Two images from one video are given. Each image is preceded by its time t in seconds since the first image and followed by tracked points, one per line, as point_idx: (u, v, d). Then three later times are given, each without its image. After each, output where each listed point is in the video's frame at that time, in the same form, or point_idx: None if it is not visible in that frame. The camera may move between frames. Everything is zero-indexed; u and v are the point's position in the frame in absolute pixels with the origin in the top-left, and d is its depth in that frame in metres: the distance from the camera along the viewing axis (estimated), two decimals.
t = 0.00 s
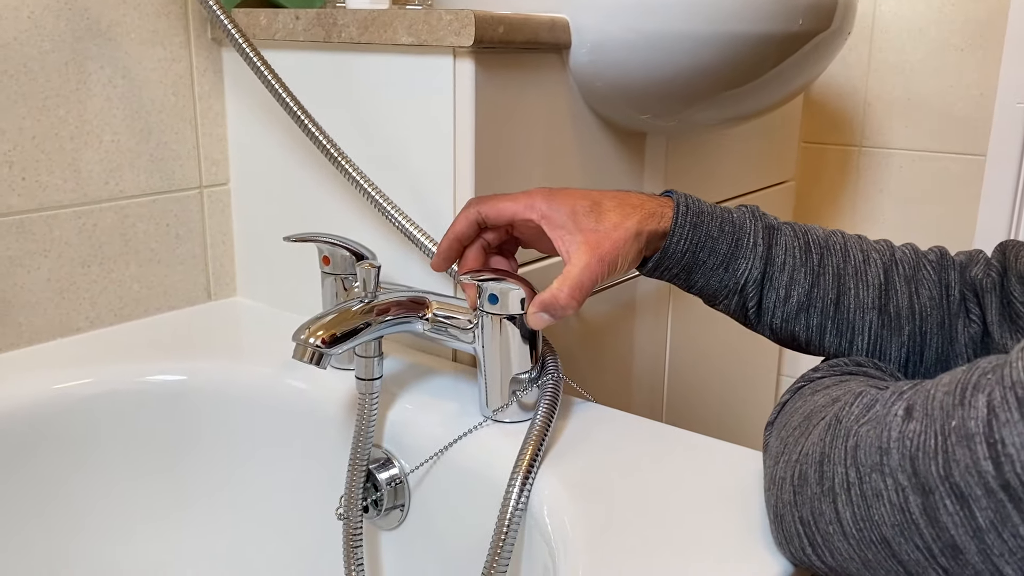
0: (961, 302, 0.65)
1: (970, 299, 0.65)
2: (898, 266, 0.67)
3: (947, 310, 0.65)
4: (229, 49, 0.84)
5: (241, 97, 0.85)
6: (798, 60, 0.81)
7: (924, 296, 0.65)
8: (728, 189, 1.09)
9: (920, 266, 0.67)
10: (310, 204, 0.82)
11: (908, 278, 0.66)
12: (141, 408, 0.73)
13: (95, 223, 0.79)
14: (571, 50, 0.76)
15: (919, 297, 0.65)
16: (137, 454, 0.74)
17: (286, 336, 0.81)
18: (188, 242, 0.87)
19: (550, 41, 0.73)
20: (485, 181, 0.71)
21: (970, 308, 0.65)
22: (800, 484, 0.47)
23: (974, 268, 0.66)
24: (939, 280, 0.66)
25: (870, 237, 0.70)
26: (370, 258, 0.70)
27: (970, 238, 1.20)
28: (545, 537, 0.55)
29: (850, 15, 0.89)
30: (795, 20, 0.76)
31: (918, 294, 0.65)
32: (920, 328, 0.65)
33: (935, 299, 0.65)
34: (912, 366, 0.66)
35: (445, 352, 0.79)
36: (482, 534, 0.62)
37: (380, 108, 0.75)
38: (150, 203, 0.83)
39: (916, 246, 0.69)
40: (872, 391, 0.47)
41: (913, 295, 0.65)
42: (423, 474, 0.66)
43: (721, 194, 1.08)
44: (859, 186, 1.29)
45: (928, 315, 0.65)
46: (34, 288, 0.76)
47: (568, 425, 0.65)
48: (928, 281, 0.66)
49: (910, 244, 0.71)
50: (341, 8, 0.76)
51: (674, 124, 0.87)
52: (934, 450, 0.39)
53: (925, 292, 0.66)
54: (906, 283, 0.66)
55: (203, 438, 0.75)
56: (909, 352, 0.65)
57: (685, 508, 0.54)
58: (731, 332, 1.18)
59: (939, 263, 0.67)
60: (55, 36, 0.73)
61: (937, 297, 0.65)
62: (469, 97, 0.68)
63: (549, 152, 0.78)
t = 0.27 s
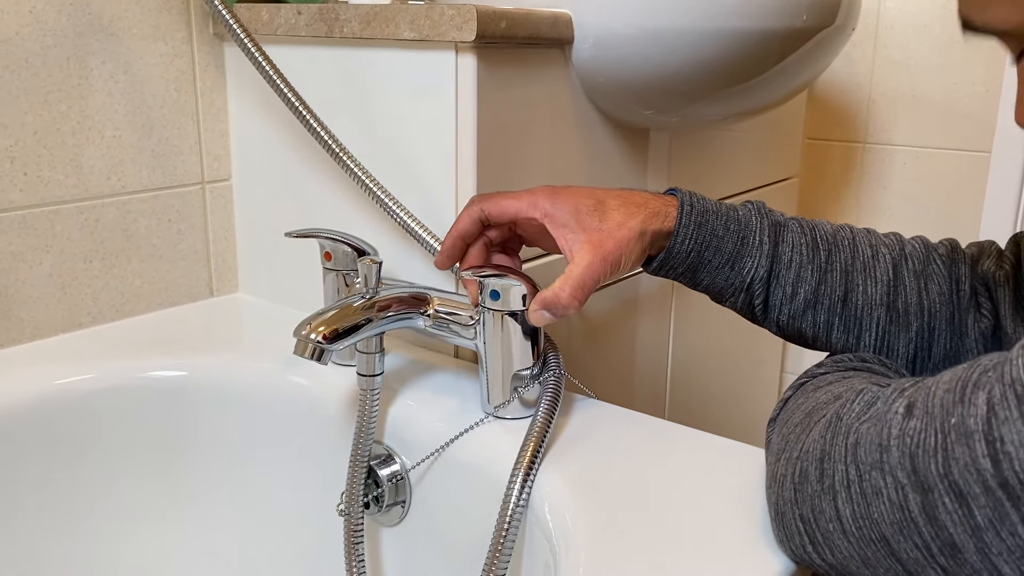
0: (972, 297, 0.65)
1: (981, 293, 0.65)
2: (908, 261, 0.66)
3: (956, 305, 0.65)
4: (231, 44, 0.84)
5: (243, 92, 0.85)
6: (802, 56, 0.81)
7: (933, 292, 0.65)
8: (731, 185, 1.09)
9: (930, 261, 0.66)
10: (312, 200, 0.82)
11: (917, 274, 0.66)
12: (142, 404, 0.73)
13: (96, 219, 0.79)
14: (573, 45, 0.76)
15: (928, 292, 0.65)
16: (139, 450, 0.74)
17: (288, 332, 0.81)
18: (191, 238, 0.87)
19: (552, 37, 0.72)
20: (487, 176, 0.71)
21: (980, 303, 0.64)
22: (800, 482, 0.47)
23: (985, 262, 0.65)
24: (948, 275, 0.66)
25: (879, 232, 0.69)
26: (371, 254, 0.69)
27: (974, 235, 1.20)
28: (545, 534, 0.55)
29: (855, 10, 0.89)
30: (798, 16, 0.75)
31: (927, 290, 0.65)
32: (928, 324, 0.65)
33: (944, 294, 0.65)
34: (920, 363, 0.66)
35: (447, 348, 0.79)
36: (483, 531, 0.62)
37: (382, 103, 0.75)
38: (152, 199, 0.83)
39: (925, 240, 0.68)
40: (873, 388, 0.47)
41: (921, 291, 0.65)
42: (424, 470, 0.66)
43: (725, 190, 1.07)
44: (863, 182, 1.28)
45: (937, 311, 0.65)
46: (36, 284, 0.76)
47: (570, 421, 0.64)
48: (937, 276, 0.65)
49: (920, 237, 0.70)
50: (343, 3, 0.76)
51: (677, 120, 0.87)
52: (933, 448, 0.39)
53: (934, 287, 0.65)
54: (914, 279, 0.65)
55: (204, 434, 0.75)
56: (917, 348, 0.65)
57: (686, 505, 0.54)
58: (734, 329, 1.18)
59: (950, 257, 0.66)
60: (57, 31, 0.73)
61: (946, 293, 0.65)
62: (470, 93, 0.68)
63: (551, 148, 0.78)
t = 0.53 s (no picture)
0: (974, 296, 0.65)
1: (984, 293, 0.64)
2: (910, 260, 0.66)
3: (959, 304, 0.64)
4: (234, 41, 0.84)
5: (245, 90, 0.85)
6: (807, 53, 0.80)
7: (935, 291, 0.65)
8: (735, 183, 1.08)
9: (932, 261, 0.66)
10: (314, 198, 0.82)
11: (920, 273, 0.66)
12: (145, 401, 0.73)
13: (100, 216, 0.79)
14: (577, 43, 0.76)
15: (931, 291, 0.65)
16: (143, 446, 0.74)
17: (290, 330, 0.81)
18: (194, 235, 0.87)
19: (555, 34, 0.72)
20: (490, 174, 0.71)
21: (983, 302, 0.64)
22: (803, 478, 0.47)
23: (987, 262, 0.65)
24: (951, 274, 0.66)
25: (881, 232, 0.69)
26: (374, 252, 0.69)
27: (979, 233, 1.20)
28: (548, 532, 0.55)
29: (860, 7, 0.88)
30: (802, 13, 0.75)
31: (930, 289, 0.65)
32: (931, 323, 0.64)
33: (946, 293, 0.65)
34: (923, 362, 0.65)
35: (449, 346, 0.78)
36: (486, 529, 0.62)
37: (385, 101, 0.75)
38: (156, 196, 0.83)
39: (927, 240, 0.68)
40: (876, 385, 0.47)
41: (924, 290, 0.65)
42: (427, 467, 0.66)
43: (728, 188, 1.07)
44: (867, 180, 1.28)
45: (940, 310, 0.64)
46: (40, 281, 0.76)
47: (572, 419, 0.64)
48: (940, 276, 0.65)
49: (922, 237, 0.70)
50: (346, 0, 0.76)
51: (681, 118, 0.86)
52: (936, 441, 0.39)
53: (937, 287, 0.65)
54: (917, 278, 0.65)
55: (207, 431, 0.75)
56: (920, 347, 0.65)
57: (689, 503, 0.54)
58: (736, 327, 1.18)
59: (952, 257, 0.66)
60: (60, 28, 0.73)
61: (949, 292, 0.65)
62: (473, 90, 0.68)
63: (554, 145, 0.78)
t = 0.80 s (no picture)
0: (980, 295, 0.64)
1: (989, 291, 0.64)
2: (916, 258, 0.66)
3: (965, 302, 0.64)
4: (238, 38, 0.84)
5: (249, 87, 0.85)
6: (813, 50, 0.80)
7: (941, 289, 0.65)
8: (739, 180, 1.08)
9: (937, 259, 0.66)
10: (318, 194, 0.81)
11: (925, 271, 0.65)
12: (149, 398, 0.73)
13: (104, 213, 0.79)
14: (581, 39, 0.76)
15: (936, 289, 0.65)
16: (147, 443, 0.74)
17: (294, 326, 0.81)
18: (197, 232, 0.87)
19: (559, 31, 0.72)
20: (494, 171, 0.71)
21: (989, 301, 0.64)
22: (809, 474, 0.47)
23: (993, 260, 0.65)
24: (956, 272, 0.65)
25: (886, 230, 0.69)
26: (378, 249, 0.69)
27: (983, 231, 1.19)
28: (553, 529, 0.55)
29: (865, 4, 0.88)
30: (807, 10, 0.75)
31: (935, 286, 0.65)
32: (936, 321, 0.64)
33: (952, 291, 0.65)
34: (928, 360, 0.65)
35: (453, 343, 0.78)
36: (490, 526, 0.62)
37: (389, 97, 0.74)
38: (160, 193, 0.83)
39: (933, 238, 0.68)
40: (882, 380, 0.47)
41: (929, 288, 0.65)
42: (431, 464, 0.66)
43: (732, 185, 1.07)
44: (871, 177, 1.27)
45: (945, 308, 0.64)
46: (44, 278, 0.76)
47: (576, 416, 0.64)
48: (945, 274, 0.65)
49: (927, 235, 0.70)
50: None
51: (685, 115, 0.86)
52: (945, 434, 0.39)
53: (942, 285, 0.65)
54: (922, 276, 0.65)
55: (211, 428, 0.75)
56: (925, 345, 0.65)
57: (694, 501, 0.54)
58: (740, 324, 1.18)
59: (957, 255, 0.66)
60: (64, 25, 0.73)
61: (954, 290, 0.65)
62: (477, 86, 0.67)
63: (558, 142, 0.78)
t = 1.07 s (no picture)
0: (984, 289, 0.64)
1: (994, 285, 0.64)
2: (920, 252, 0.66)
3: (968, 297, 0.64)
4: (242, 34, 0.84)
5: (253, 83, 0.85)
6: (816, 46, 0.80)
7: (945, 283, 0.64)
8: (742, 177, 1.08)
9: (942, 253, 0.66)
10: (322, 190, 0.82)
11: (929, 265, 0.65)
12: (153, 394, 0.73)
13: (108, 209, 0.79)
14: (584, 36, 0.76)
15: (940, 284, 0.64)
16: (151, 439, 0.74)
17: (298, 322, 0.81)
18: (201, 229, 0.87)
19: (563, 27, 0.72)
20: (496, 166, 0.71)
21: (993, 295, 0.64)
22: (811, 469, 0.47)
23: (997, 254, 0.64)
24: (960, 267, 0.65)
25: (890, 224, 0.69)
26: (382, 245, 0.69)
27: (987, 227, 1.19)
28: (556, 525, 0.55)
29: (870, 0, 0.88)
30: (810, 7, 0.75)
31: (939, 281, 0.65)
32: (939, 316, 0.64)
33: (956, 285, 0.64)
34: (932, 355, 0.65)
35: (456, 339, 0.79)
36: (493, 521, 0.62)
37: (393, 93, 0.74)
38: (164, 189, 0.83)
39: (937, 232, 0.68)
40: (885, 376, 0.47)
41: (933, 282, 0.65)
42: (434, 460, 0.66)
43: (736, 182, 1.07)
44: (875, 174, 1.27)
45: (949, 302, 0.64)
46: (49, 274, 0.76)
47: (579, 412, 0.64)
48: (949, 268, 0.65)
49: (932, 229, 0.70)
50: None
51: (688, 112, 0.86)
52: (944, 430, 0.39)
53: (946, 279, 0.65)
54: (926, 270, 0.65)
55: (214, 423, 0.75)
56: (928, 339, 0.65)
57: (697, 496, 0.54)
58: (743, 321, 1.18)
59: (961, 249, 0.66)
60: (68, 21, 0.73)
61: (958, 284, 0.64)
62: (481, 82, 0.68)
63: (562, 138, 0.78)
